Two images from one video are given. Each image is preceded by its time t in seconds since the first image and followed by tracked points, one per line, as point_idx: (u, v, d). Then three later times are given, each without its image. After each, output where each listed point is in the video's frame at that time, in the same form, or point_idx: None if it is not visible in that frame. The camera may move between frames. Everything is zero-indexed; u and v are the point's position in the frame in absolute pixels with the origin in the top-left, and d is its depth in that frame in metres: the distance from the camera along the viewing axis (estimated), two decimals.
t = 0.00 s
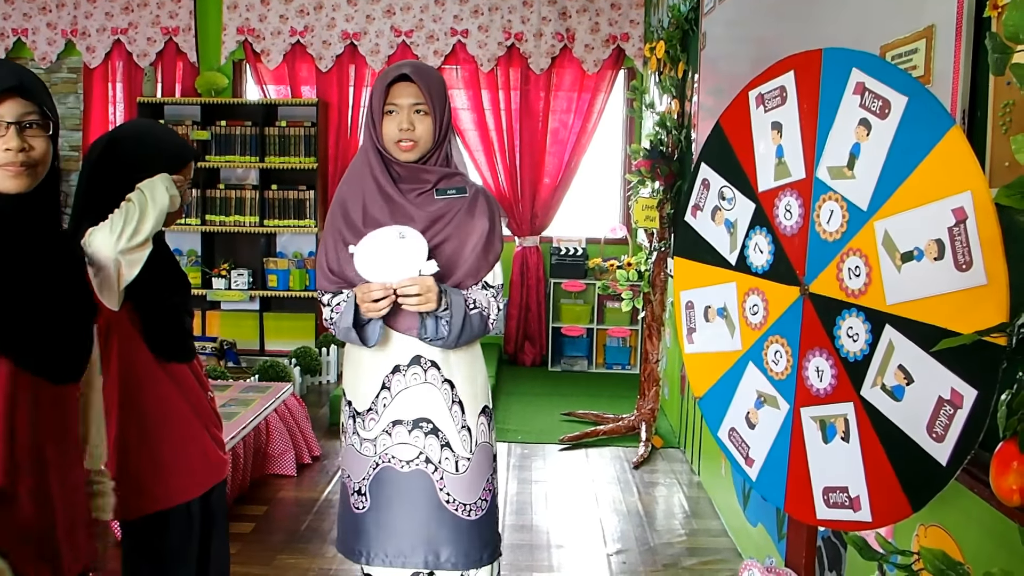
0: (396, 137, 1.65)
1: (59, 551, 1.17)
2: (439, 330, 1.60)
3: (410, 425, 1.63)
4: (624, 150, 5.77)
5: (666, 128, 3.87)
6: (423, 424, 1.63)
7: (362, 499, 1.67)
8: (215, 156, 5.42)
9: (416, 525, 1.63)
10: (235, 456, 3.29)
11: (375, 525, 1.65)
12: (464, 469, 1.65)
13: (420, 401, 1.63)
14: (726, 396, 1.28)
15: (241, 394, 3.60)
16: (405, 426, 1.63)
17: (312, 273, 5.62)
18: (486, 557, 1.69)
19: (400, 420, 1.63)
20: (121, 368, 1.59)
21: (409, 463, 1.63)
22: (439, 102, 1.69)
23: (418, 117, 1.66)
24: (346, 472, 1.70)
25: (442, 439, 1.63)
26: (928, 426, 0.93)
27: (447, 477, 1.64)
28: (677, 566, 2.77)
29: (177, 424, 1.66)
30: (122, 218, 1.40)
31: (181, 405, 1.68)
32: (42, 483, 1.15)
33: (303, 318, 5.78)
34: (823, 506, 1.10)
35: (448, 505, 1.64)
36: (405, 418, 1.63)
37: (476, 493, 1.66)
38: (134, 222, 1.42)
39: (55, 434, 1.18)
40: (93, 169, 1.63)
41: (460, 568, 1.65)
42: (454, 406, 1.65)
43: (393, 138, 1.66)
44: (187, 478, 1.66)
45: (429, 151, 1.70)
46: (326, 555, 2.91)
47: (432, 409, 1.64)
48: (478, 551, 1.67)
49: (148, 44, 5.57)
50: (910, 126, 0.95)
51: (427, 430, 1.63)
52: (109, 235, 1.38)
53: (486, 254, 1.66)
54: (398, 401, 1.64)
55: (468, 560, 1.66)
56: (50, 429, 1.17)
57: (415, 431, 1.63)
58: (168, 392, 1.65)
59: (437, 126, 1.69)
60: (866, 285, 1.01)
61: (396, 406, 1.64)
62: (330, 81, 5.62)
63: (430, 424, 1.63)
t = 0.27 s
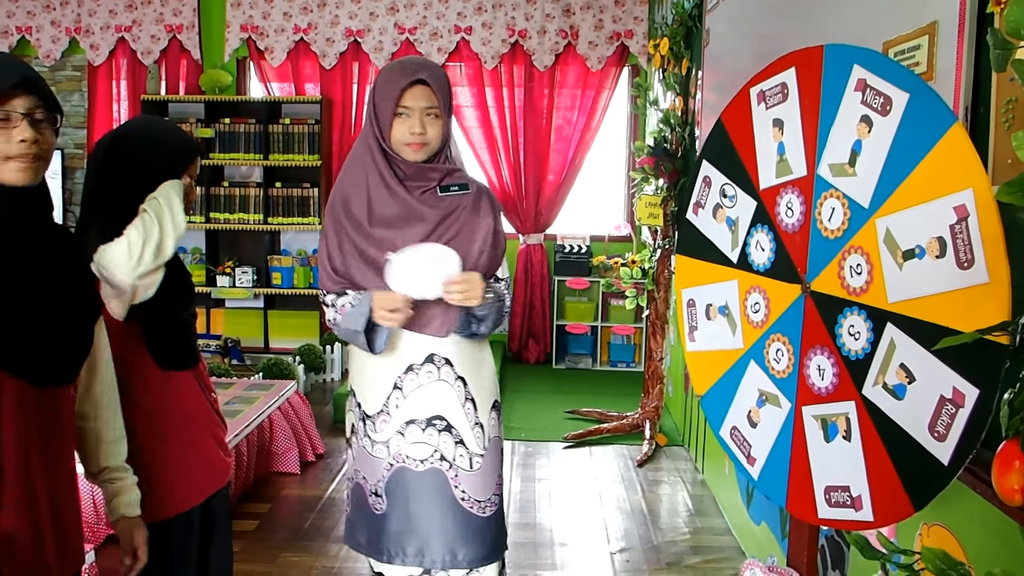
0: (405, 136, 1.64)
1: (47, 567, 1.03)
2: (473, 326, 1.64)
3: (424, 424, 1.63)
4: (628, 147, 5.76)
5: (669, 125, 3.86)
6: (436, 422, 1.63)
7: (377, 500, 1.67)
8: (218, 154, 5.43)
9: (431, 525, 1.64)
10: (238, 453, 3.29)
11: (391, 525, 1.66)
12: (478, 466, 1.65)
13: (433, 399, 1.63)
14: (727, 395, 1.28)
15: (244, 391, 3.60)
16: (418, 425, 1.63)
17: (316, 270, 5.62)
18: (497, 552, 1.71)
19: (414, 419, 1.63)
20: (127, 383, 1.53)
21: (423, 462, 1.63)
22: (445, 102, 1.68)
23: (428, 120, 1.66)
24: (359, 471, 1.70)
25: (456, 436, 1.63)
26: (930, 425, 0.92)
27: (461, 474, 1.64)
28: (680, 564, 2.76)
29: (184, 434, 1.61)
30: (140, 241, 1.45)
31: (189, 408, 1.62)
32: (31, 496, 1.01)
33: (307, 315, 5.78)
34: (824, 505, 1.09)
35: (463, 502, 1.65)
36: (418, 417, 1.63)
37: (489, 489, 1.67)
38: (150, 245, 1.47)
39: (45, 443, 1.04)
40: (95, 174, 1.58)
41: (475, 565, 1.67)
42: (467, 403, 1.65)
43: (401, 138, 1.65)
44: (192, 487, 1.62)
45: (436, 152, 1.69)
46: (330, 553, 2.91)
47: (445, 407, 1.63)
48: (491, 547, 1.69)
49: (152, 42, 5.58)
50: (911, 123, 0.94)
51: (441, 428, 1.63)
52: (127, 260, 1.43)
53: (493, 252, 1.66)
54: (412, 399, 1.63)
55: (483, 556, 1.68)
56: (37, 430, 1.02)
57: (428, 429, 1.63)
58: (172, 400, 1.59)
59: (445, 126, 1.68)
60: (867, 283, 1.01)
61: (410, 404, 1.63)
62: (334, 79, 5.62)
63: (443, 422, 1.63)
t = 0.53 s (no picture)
0: (436, 146, 1.62)
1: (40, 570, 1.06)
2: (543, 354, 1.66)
3: (447, 438, 1.63)
4: (634, 151, 5.75)
5: (675, 129, 3.85)
6: (460, 435, 1.63)
7: (400, 517, 1.67)
8: (225, 159, 5.46)
9: (456, 540, 1.65)
10: (242, 460, 3.29)
11: (415, 542, 1.67)
12: (501, 476, 1.65)
13: (456, 413, 1.62)
14: (726, 403, 1.27)
15: (249, 397, 3.61)
16: (442, 440, 1.63)
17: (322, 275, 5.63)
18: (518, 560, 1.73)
19: (437, 434, 1.63)
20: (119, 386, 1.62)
21: (447, 476, 1.64)
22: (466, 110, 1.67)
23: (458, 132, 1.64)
24: (379, 488, 1.69)
25: (479, 449, 1.63)
26: (927, 435, 0.91)
27: (485, 486, 1.64)
28: (684, 572, 2.75)
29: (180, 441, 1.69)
30: (157, 257, 1.56)
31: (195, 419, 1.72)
32: (24, 503, 1.05)
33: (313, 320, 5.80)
34: (823, 515, 1.08)
35: (488, 514, 1.65)
36: (441, 432, 1.63)
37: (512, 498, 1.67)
38: (165, 259, 1.57)
39: (35, 449, 1.08)
40: (96, 187, 1.63)
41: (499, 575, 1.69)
42: (488, 414, 1.64)
43: (431, 150, 1.63)
44: (190, 497, 1.70)
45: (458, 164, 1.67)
46: (332, 560, 2.91)
47: (467, 420, 1.63)
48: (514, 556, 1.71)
49: (159, 48, 5.61)
50: (908, 130, 0.93)
51: (464, 441, 1.63)
52: (147, 276, 1.53)
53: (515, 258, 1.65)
54: (433, 415, 1.62)
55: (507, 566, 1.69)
56: (25, 434, 1.07)
57: (451, 443, 1.63)
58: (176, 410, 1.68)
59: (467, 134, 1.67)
60: (865, 291, 1.00)
61: (432, 420, 1.62)
62: (340, 84, 5.64)
63: (466, 435, 1.63)
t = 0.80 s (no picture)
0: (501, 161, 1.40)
1: None
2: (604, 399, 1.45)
3: (464, 461, 1.47)
4: (636, 156, 5.75)
5: (675, 134, 3.85)
6: (477, 460, 1.47)
7: (409, 529, 1.50)
8: (227, 164, 5.49)
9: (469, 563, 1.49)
10: (240, 465, 3.29)
11: (425, 557, 1.49)
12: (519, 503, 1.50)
13: (473, 435, 1.47)
14: (717, 409, 1.26)
15: (248, 402, 3.62)
16: (458, 462, 1.47)
17: (324, 280, 5.64)
18: None
19: (453, 455, 1.47)
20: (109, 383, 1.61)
21: (463, 498, 1.47)
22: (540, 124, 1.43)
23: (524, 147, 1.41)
24: (386, 498, 1.52)
25: (497, 474, 1.47)
26: (913, 442, 0.91)
27: (501, 512, 1.48)
28: None
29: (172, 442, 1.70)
30: (144, 261, 1.59)
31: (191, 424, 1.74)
32: None
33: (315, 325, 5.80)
34: (810, 522, 1.08)
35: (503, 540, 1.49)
36: (458, 454, 1.47)
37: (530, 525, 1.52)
38: (153, 263, 1.60)
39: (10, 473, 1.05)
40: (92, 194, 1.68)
41: None
42: (508, 438, 1.48)
43: (494, 166, 1.41)
44: (177, 500, 1.69)
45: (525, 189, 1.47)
46: (329, 564, 2.91)
47: (485, 442, 1.47)
48: None
49: (162, 54, 5.64)
50: (893, 137, 0.93)
51: (481, 466, 1.47)
52: (136, 278, 1.56)
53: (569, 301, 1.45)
54: (450, 435, 1.47)
55: None
56: None
57: (468, 468, 1.47)
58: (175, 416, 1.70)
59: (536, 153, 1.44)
60: (851, 297, 1.00)
61: (448, 441, 1.47)
62: (342, 89, 5.66)
63: (484, 460, 1.47)
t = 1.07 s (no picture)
0: (549, 224, 1.52)
1: None
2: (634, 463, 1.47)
3: (457, 469, 1.64)
4: (628, 160, 5.76)
5: (665, 137, 3.86)
6: (469, 470, 1.64)
7: (406, 522, 1.69)
8: (219, 166, 5.47)
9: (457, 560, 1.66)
10: (226, 467, 3.26)
11: (416, 549, 1.68)
12: (507, 508, 1.67)
13: (466, 450, 1.63)
14: (695, 412, 1.26)
15: (236, 403, 3.61)
16: (452, 469, 1.64)
17: (315, 282, 5.63)
18: None
19: (447, 462, 1.64)
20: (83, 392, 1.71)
21: (457, 500, 1.65)
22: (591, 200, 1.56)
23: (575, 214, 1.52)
24: (387, 493, 1.70)
25: (488, 483, 1.64)
26: (884, 447, 0.91)
27: (492, 518, 1.65)
28: None
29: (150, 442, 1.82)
30: (114, 263, 1.66)
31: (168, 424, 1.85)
32: None
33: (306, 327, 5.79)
34: (785, 525, 1.08)
35: (492, 545, 1.67)
36: (452, 463, 1.64)
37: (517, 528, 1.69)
38: (123, 265, 1.68)
39: None
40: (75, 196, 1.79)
41: None
42: (500, 451, 1.65)
43: (540, 228, 1.53)
44: (156, 498, 1.81)
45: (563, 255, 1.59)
46: (315, 566, 2.90)
47: (477, 455, 1.63)
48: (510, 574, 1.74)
49: (154, 55, 5.63)
50: (866, 142, 0.93)
51: (473, 475, 1.64)
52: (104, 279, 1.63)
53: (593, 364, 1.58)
54: (447, 445, 1.64)
55: None
56: None
57: (461, 475, 1.64)
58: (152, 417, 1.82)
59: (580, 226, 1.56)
60: (826, 302, 1.00)
61: (442, 451, 1.64)
62: (335, 91, 5.65)
63: (476, 470, 1.64)
